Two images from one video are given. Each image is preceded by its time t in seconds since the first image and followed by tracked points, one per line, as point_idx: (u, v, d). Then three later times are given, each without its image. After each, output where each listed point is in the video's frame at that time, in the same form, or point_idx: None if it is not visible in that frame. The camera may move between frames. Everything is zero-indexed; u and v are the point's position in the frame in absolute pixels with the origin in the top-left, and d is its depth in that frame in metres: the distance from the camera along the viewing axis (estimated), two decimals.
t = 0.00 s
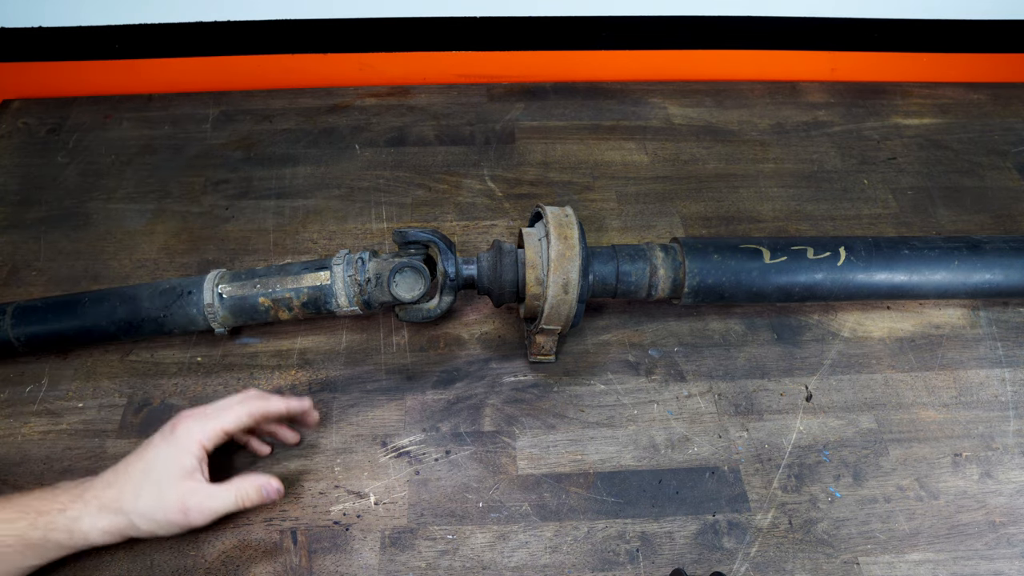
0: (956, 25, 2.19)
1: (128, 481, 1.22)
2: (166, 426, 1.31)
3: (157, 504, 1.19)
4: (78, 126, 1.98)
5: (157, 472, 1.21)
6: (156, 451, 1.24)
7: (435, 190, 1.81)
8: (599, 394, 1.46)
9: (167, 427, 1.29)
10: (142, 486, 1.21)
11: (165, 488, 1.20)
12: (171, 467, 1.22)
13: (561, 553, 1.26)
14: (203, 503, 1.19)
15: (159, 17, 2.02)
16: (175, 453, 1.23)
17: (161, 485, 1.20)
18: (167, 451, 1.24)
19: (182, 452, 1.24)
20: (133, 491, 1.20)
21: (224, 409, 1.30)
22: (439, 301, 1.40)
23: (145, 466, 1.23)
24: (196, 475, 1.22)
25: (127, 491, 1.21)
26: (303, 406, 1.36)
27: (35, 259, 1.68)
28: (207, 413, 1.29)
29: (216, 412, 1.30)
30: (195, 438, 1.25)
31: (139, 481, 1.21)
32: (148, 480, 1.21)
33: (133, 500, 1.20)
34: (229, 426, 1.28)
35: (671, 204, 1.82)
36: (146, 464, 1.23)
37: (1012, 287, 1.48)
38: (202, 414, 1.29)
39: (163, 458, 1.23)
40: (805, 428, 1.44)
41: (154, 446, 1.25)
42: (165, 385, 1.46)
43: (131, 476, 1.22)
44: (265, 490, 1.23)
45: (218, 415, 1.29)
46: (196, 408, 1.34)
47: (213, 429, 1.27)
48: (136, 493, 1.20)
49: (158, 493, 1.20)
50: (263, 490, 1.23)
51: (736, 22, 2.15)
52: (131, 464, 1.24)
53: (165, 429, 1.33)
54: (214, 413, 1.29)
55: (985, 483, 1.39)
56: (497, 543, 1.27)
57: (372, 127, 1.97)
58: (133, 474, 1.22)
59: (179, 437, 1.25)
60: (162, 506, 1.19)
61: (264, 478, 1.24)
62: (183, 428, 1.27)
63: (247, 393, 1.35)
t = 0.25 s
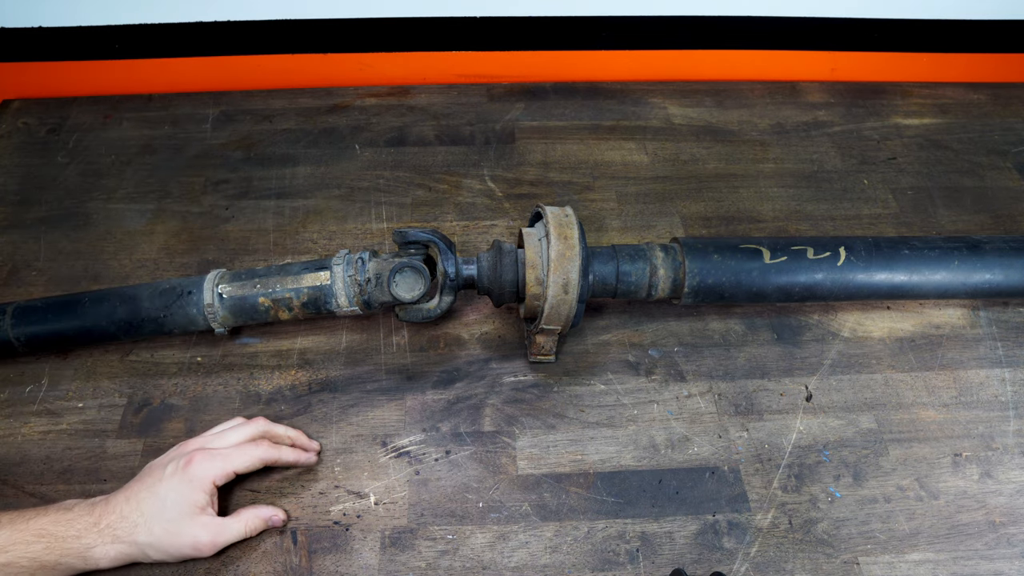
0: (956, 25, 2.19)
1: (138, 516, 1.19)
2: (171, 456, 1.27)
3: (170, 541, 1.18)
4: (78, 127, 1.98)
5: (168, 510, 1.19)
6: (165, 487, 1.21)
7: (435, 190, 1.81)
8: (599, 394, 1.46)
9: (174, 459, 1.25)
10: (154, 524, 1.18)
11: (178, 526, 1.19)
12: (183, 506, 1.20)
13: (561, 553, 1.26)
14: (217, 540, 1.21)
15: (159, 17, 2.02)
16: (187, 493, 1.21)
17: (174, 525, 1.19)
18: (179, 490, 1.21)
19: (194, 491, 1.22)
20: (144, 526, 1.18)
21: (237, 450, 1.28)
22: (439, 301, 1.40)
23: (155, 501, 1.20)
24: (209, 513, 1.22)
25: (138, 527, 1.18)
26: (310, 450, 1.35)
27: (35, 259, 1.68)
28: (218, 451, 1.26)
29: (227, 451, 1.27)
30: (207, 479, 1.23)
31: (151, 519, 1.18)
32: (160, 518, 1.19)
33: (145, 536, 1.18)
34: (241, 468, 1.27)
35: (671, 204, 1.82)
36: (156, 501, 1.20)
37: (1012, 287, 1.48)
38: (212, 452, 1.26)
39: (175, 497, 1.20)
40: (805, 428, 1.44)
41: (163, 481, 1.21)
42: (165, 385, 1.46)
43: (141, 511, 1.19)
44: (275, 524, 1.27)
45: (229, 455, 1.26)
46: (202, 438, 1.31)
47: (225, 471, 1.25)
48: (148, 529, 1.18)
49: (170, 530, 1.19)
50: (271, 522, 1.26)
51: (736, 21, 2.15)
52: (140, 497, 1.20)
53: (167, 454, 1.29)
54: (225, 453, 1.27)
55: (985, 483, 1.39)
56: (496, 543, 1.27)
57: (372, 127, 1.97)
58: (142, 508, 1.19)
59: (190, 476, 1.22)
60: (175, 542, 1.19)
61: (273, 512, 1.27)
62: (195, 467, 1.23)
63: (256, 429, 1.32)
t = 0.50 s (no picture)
0: (957, 25, 2.19)
1: (139, 520, 1.18)
2: (170, 460, 1.26)
3: (172, 544, 1.18)
4: (78, 126, 1.98)
5: (169, 514, 1.19)
6: (165, 491, 1.20)
7: (435, 190, 1.81)
8: (599, 394, 1.46)
9: (172, 463, 1.24)
10: (156, 528, 1.18)
11: (180, 530, 1.19)
12: (184, 510, 1.20)
13: (561, 553, 1.26)
14: (219, 543, 1.21)
15: (159, 17, 2.02)
16: (187, 496, 1.20)
17: (175, 528, 1.19)
18: (179, 494, 1.20)
19: (195, 495, 1.21)
20: (146, 529, 1.18)
21: (237, 454, 1.27)
22: (439, 301, 1.40)
23: (156, 505, 1.19)
24: (210, 516, 1.22)
25: (140, 531, 1.18)
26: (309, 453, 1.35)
27: (35, 259, 1.68)
28: (217, 454, 1.26)
29: (226, 455, 1.26)
30: (208, 483, 1.23)
31: (152, 523, 1.18)
32: (162, 522, 1.18)
33: (146, 540, 1.18)
34: (241, 471, 1.26)
35: (671, 204, 1.82)
36: (156, 505, 1.19)
37: (1012, 287, 1.48)
38: (212, 456, 1.25)
39: (176, 501, 1.20)
40: (805, 427, 1.44)
41: (163, 485, 1.21)
42: (165, 385, 1.46)
43: (141, 516, 1.19)
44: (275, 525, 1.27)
45: (229, 458, 1.26)
46: (200, 441, 1.30)
47: (225, 475, 1.25)
48: (149, 533, 1.18)
49: (172, 534, 1.18)
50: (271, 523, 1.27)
51: (736, 21, 2.15)
52: (140, 501, 1.20)
53: (165, 458, 1.28)
54: (225, 457, 1.26)
55: (985, 483, 1.39)
56: (496, 543, 1.27)
57: (372, 127, 1.97)
58: (143, 512, 1.19)
59: (190, 480, 1.22)
60: (177, 545, 1.18)
61: (273, 513, 1.27)
62: (195, 472, 1.22)
63: (255, 432, 1.32)
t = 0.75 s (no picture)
0: (956, 25, 2.19)
1: (113, 461, 1.18)
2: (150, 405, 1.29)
3: (145, 483, 1.17)
4: (78, 127, 1.98)
5: (144, 450, 1.20)
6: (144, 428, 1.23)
7: (435, 190, 1.81)
8: (599, 394, 1.46)
9: (152, 406, 1.28)
10: (132, 465, 1.18)
11: (156, 464, 1.19)
12: (162, 445, 1.21)
13: (561, 553, 1.26)
14: (196, 481, 1.19)
15: (159, 17, 2.02)
16: (163, 432, 1.23)
17: (151, 463, 1.19)
18: (159, 429, 1.23)
19: (174, 430, 1.24)
20: (121, 469, 1.18)
21: (216, 388, 1.31)
22: (439, 301, 1.40)
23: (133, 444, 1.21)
24: (186, 453, 1.21)
25: (113, 470, 1.18)
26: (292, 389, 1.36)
27: (35, 259, 1.68)
28: (197, 394, 1.29)
29: (206, 391, 1.30)
30: (188, 419, 1.26)
31: (126, 462, 1.18)
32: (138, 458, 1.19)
33: (119, 479, 1.17)
34: (223, 405, 1.30)
35: (671, 204, 1.82)
36: (134, 441, 1.21)
37: (1012, 287, 1.48)
38: (191, 393, 1.29)
39: (155, 436, 1.22)
40: (805, 428, 1.44)
41: (142, 423, 1.24)
42: (165, 385, 1.46)
43: (117, 455, 1.19)
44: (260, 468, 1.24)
45: (210, 394, 1.30)
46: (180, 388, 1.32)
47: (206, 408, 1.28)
48: (124, 471, 1.18)
49: (147, 467, 1.18)
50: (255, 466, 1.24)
51: (736, 22, 2.15)
52: (117, 443, 1.21)
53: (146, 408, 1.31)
54: (204, 394, 1.30)
55: (985, 483, 1.39)
56: (497, 543, 1.27)
57: (372, 127, 1.97)
58: (120, 453, 1.20)
59: (170, 417, 1.25)
60: (151, 483, 1.18)
61: (259, 455, 1.25)
62: (176, 407, 1.27)
63: (238, 374, 1.34)
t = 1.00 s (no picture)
0: (957, 25, 2.19)
1: (26, 352, 1.33)
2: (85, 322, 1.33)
3: (46, 360, 1.32)
4: (78, 127, 1.98)
5: (51, 332, 1.35)
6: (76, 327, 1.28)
7: (435, 190, 1.81)
8: (599, 394, 1.46)
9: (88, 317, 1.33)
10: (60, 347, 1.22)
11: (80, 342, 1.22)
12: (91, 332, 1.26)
13: (561, 553, 1.26)
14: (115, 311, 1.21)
15: (159, 17, 2.02)
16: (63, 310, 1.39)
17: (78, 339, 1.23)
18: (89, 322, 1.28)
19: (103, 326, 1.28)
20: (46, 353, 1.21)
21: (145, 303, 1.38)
22: (439, 301, 1.40)
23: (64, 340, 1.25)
24: (83, 323, 1.37)
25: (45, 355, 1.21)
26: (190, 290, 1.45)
27: (35, 259, 1.68)
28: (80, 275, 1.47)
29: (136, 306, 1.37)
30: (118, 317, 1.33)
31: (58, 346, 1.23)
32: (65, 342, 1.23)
33: (24, 366, 1.31)
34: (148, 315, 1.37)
35: (671, 204, 1.82)
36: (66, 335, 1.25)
37: (1012, 287, 1.48)
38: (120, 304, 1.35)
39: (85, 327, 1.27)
40: (805, 428, 1.44)
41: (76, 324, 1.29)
42: (165, 385, 1.46)
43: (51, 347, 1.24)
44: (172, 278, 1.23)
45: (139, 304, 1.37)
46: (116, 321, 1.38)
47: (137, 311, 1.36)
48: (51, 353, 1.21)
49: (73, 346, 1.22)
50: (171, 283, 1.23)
51: (736, 22, 2.15)
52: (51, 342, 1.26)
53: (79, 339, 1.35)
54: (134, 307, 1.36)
55: (985, 483, 1.39)
56: (496, 543, 1.27)
57: (372, 127, 1.97)
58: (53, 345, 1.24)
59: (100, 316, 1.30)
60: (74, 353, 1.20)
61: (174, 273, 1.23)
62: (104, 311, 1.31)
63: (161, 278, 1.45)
